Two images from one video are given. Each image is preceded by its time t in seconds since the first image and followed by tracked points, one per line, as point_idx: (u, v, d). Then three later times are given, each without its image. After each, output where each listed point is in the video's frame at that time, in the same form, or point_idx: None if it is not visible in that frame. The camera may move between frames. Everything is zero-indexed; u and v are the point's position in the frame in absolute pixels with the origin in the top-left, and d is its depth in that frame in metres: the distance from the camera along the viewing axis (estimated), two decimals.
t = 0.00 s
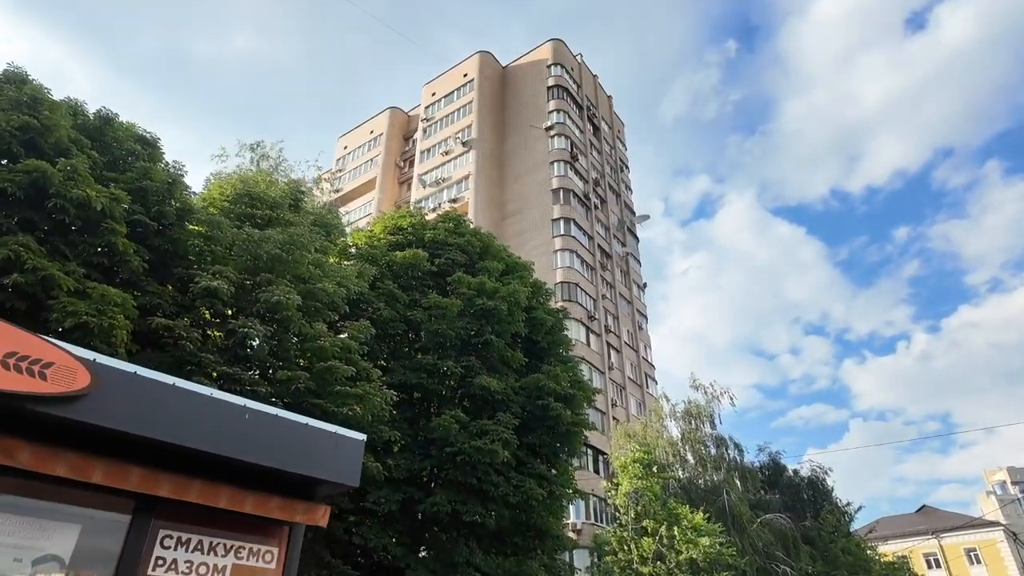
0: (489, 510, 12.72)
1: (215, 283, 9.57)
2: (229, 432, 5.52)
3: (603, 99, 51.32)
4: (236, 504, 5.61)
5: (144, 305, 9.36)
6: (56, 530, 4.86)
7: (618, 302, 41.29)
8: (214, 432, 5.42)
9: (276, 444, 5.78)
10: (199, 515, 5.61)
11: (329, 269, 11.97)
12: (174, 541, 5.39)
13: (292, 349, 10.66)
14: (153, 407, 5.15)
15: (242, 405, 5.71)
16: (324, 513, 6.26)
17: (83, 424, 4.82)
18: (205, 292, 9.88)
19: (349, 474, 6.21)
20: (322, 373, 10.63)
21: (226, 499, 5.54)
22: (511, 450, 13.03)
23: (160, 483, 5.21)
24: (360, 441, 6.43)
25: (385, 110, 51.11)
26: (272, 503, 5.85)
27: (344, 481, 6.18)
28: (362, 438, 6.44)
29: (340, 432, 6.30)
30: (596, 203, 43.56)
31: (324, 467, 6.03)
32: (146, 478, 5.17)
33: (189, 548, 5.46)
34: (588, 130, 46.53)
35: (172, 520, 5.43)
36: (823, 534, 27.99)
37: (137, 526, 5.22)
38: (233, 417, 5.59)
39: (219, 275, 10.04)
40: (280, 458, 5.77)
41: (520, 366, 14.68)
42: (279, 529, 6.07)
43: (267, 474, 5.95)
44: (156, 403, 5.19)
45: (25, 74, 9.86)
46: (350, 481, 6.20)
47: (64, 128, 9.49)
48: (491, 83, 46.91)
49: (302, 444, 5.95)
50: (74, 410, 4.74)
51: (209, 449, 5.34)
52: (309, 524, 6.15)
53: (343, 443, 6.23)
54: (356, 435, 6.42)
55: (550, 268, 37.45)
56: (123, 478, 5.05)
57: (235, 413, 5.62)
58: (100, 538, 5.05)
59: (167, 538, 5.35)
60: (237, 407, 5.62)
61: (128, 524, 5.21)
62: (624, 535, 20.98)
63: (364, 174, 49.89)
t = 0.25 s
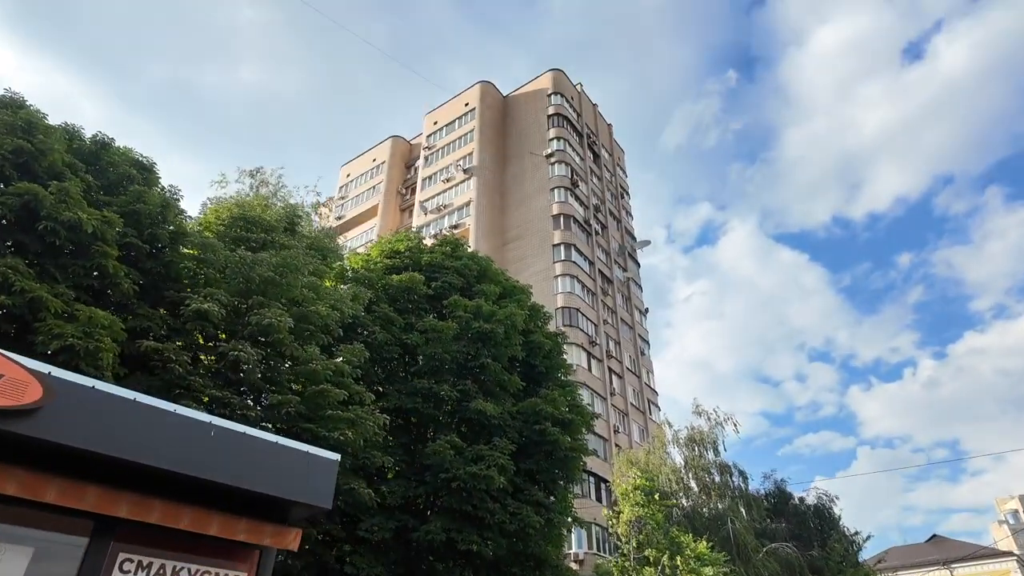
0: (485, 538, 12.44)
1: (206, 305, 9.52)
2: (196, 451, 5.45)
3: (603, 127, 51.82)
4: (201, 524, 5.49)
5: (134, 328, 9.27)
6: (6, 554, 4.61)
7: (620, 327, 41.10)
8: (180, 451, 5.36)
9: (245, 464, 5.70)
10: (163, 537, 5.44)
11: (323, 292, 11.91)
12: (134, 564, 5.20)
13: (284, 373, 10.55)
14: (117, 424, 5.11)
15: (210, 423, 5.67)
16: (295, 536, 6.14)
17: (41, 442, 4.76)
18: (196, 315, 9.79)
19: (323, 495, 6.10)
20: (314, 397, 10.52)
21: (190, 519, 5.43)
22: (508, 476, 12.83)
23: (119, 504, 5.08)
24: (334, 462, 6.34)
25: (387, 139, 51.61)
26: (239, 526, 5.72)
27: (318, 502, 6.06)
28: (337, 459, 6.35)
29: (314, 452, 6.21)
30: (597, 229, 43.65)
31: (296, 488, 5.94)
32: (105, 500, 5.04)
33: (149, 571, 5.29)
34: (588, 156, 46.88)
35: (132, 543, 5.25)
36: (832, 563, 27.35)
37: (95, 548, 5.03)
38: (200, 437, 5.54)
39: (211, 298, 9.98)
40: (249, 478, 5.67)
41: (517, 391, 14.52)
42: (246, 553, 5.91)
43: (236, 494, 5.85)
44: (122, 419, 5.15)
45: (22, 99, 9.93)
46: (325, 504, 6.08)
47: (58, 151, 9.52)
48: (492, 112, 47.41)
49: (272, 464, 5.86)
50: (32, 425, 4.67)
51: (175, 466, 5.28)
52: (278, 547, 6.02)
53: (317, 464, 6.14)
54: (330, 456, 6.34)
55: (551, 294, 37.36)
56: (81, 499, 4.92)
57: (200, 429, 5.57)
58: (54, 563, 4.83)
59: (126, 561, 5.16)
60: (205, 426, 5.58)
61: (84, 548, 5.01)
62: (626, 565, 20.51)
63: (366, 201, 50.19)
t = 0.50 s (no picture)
0: (479, 551, 12.22)
1: (194, 311, 9.40)
2: (148, 447, 4.80)
3: (603, 139, 51.94)
4: (162, 528, 4.81)
5: (121, 333, 9.14)
6: None
7: (620, 339, 40.91)
8: (132, 446, 4.71)
9: (205, 462, 5.04)
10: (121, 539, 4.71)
11: (315, 299, 11.79)
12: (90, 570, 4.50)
13: (273, 381, 10.42)
14: (59, 416, 4.44)
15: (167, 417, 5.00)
16: (265, 541, 5.47)
17: None
18: (184, 321, 9.67)
19: (293, 497, 5.45)
20: (304, 405, 10.37)
21: (151, 523, 4.75)
22: (503, 487, 12.63)
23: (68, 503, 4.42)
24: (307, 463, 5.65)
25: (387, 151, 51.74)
26: (203, 530, 5.05)
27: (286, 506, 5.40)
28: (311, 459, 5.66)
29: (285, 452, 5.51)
30: (596, 241, 43.60)
31: (262, 490, 5.27)
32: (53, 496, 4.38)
33: None
34: (588, 168, 46.92)
35: (90, 545, 4.54)
36: None
37: (45, 552, 4.34)
38: (156, 432, 4.89)
39: (199, 304, 9.86)
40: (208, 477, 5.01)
41: (513, 400, 14.34)
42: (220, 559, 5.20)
43: (196, 495, 5.16)
44: (63, 413, 4.47)
45: (12, 104, 9.88)
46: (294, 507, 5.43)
47: (47, 157, 9.45)
48: (492, 124, 47.54)
49: (234, 463, 5.19)
50: None
51: (123, 464, 4.62)
52: (246, 554, 5.34)
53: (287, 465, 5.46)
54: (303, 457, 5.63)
55: (550, 305, 37.23)
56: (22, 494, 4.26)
57: (161, 426, 4.92)
58: None
59: (82, 567, 4.46)
60: (162, 421, 4.92)
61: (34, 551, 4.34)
62: None
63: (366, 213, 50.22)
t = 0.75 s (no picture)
0: (474, 556, 12.06)
1: (182, 312, 9.26)
2: (122, 448, 4.97)
3: (602, 144, 51.88)
4: (125, 528, 4.94)
5: (108, 334, 9.00)
6: None
7: (619, 343, 40.73)
8: (105, 450, 4.87)
9: (177, 462, 5.22)
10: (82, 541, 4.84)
11: (308, 300, 11.65)
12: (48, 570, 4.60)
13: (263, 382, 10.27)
14: (25, 413, 4.55)
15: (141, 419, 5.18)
16: (235, 543, 5.63)
17: None
18: (173, 321, 9.54)
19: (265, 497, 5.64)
20: (295, 407, 10.23)
21: (112, 522, 4.88)
22: (498, 491, 12.48)
23: (29, 500, 4.51)
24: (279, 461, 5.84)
25: (387, 156, 51.70)
26: (169, 530, 5.19)
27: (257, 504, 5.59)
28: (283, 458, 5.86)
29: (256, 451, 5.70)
30: (596, 245, 43.48)
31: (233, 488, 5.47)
32: (12, 496, 4.45)
33: None
34: (587, 173, 46.86)
35: (48, 546, 4.65)
36: None
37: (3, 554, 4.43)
38: (130, 435, 5.06)
39: (188, 304, 9.73)
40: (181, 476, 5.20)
41: (509, 403, 14.19)
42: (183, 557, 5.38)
43: (161, 494, 5.29)
44: (38, 415, 4.62)
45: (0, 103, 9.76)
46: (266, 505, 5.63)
47: (34, 155, 9.34)
48: (491, 128, 47.49)
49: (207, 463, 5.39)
50: None
51: (97, 464, 4.79)
52: (216, 554, 5.51)
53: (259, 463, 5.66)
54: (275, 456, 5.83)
55: (549, 309, 37.08)
56: None
57: (126, 422, 5.04)
58: None
59: (40, 567, 4.56)
60: (128, 418, 5.05)
61: None
62: None
63: (365, 218, 50.14)
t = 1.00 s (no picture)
0: (469, 556, 11.89)
1: (170, 307, 9.14)
2: (43, 422, 3.60)
3: (602, 144, 51.73)
4: (53, 516, 3.56)
5: (95, 330, 8.88)
6: None
7: (619, 344, 40.57)
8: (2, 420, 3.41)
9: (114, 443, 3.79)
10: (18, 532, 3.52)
11: (300, 296, 11.52)
12: None
13: (254, 379, 10.14)
14: None
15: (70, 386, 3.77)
16: (203, 534, 4.17)
17: None
18: (162, 317, 9.41)
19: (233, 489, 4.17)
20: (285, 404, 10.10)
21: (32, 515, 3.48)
22: (493, 490, 12.34)
23: None
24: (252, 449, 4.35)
25: (386, 157, 51.62)
26: (125, 519, 3.78)
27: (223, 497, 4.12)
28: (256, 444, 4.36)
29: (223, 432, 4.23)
30: (595, 245, 43.34)
31: (191, 478, 4.01)
32: None
33: None
34: (587, 173, 46.72)
35: None
36: None
37: None
38: (59, 402, 3.70)
39: (177, 300, 9.60)
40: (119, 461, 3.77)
41: (505, 401, 14.04)
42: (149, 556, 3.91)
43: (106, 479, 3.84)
44: None
45: None
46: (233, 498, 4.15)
47: (21, 149, 9.24)
48: (491, 129, 47.38)
49: (158, 447, 3.96)
50: None
51: (2, 440, 3.40)
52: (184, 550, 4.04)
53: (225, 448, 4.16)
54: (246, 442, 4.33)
55: (549, 309, 36.95)
56: None
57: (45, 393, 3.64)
58: None
59: None
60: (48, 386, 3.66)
61: None
62: None
63: (364, 219, 50.04)
